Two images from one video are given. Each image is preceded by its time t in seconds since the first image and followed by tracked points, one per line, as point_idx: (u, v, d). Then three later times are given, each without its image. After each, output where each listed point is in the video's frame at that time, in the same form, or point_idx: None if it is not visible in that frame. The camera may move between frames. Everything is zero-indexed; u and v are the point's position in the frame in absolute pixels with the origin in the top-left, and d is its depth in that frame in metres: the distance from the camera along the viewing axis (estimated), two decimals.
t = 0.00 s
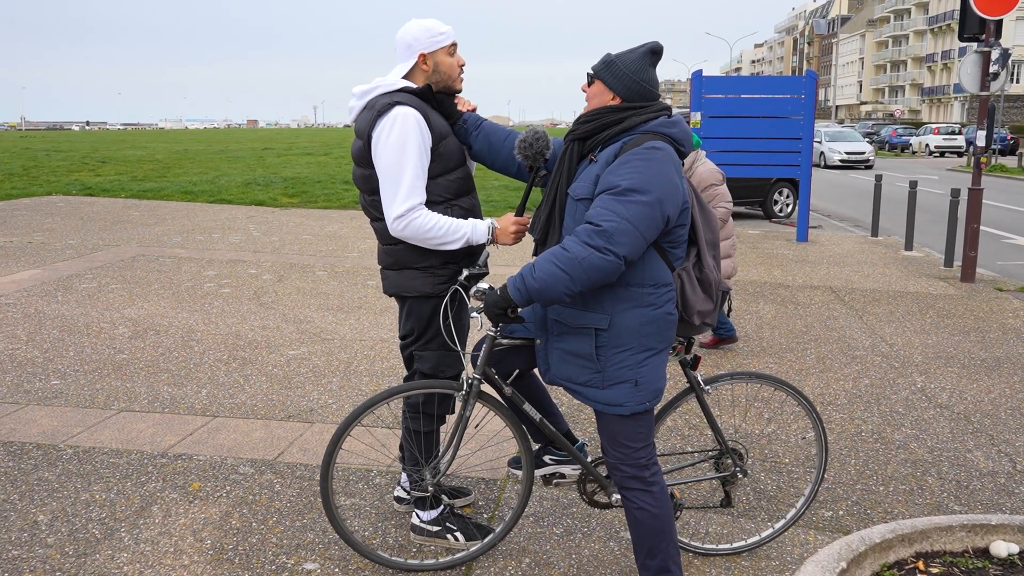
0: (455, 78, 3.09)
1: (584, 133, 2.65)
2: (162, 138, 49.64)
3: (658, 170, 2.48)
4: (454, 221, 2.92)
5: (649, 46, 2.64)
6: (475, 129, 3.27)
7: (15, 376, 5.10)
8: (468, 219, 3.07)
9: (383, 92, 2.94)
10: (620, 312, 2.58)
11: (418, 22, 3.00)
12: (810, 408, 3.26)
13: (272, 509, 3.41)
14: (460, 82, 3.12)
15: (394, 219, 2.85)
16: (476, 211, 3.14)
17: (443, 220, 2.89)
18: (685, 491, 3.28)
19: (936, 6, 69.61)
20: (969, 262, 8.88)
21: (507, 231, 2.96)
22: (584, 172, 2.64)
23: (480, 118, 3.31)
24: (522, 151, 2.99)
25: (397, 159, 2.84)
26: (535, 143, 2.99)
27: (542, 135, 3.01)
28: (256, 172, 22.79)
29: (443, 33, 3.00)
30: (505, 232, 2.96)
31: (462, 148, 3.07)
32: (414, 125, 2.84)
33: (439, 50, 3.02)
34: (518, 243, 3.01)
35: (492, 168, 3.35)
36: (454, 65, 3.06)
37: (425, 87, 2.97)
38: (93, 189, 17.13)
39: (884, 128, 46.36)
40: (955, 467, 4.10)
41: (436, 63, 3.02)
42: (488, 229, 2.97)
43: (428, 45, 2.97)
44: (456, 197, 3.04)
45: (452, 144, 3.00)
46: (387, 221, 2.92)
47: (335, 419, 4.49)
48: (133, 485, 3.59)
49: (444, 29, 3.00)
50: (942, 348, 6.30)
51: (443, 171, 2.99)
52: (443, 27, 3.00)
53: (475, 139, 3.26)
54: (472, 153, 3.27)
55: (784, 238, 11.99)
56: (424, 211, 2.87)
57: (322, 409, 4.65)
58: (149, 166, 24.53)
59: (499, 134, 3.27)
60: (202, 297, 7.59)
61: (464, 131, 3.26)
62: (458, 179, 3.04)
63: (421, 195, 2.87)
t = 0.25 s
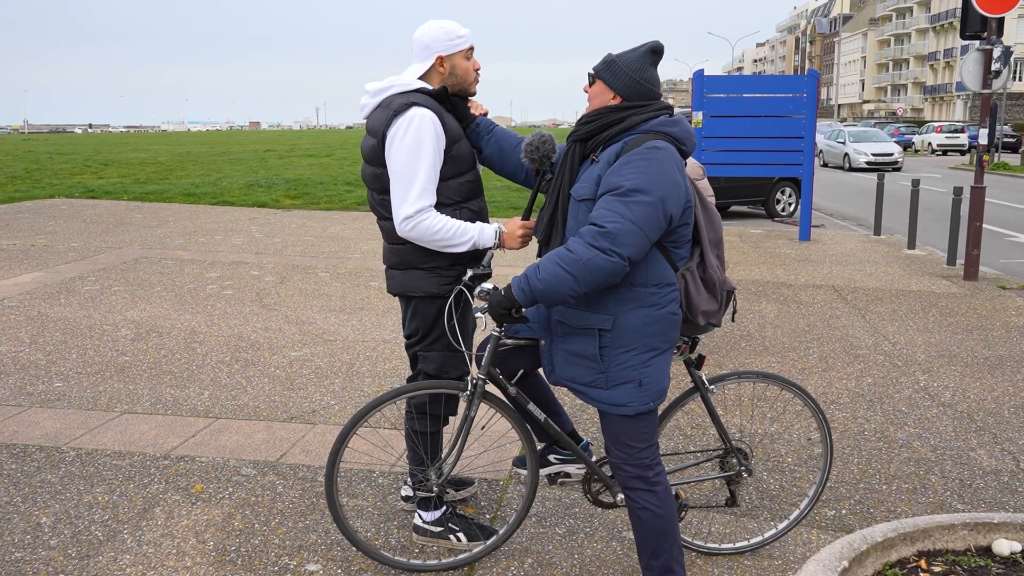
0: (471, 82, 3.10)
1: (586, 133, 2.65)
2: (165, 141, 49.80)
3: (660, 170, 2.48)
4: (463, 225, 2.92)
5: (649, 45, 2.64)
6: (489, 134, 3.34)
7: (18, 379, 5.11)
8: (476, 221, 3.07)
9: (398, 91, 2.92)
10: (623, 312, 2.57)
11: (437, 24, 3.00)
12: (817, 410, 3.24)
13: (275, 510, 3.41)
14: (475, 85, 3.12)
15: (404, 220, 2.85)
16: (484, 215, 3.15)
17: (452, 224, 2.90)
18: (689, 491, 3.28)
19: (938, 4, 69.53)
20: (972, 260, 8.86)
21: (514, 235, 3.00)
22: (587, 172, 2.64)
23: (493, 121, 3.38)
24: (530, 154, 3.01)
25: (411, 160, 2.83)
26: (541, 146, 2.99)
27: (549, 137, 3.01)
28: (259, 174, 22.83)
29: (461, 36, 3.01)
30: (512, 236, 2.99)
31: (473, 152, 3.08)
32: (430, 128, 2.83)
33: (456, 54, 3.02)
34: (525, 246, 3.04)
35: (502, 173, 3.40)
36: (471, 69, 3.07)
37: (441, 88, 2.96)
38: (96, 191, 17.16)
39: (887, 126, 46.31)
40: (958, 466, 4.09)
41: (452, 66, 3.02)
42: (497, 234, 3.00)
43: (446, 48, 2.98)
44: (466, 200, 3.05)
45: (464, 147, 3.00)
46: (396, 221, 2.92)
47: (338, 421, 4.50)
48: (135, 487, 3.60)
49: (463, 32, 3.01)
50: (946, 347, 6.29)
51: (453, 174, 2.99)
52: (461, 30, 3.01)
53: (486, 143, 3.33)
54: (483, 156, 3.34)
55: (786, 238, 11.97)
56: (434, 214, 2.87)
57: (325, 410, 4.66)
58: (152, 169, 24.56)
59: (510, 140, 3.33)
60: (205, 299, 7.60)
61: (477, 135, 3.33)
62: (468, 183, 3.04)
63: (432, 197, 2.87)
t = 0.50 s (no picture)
0: (494, 93, 3.11)
1: (584, 135, 2.65)
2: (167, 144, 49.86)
3: (660, 169, 2.47)
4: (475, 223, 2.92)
5: (644, 44, 2.64)
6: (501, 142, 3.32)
7: (20, 382, 5.12)
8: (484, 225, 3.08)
9: (424, 90, 2.92)
10: (623, 312, 2.57)
11: (470, 32, 3.02)
12: (822, 412, 3.23)
13: (277, 512, 3.42)
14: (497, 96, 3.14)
15: (417, 215, 2.84)
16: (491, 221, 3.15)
17: (465, 223, 2.89)
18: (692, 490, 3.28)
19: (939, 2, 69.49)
20: (974, 259, 8.85)
21: (522, 233, 2.99)
22: (586, 173, 2.64)
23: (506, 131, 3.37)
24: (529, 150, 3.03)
25: (432, 158, 2.83)
26: (544, 142, 3.02)
27: (549, 134, 3.05)
28: (261, 176, 22.85)
29: (493, 48, 3.03)
30: (521, 233, 2.98)
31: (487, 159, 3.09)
32: (453, 128, 2.84)
33: (485, 64, 3.04)
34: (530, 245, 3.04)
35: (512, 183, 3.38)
36: (496, 81, 3.09)
37: (465, 93, 2.97)
38: (98, 194, 17.19)
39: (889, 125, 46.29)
40: (961, 465, 4.09)
41: (480, 75, 3.04)
42: (505, 230, 2.99)
43: (478, 56, 2.99)
44: (477, 205, 3.05)
45: (480, 153, 3.02)
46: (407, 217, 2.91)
47: (340, 422, 4.50)
48: (138, 489, 3.60)
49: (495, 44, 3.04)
50: (948, 345, 6.29)
51: (468, 177, 2.99)
52: (493, 41, 3.03)
53: (500, 150, 3.31)
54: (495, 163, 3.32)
55: (789, 237, 11.96)
56: (447, 212, 2.87)
57: (327, 411, 4.66)
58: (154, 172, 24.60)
59: (521, 149, 3.34)
60: (207, 301, 7.61)
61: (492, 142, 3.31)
62: (480, 188, 3.05)
63: (446, 196, 2.87)
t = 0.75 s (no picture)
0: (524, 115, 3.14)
1: (583, 137, 2.66)
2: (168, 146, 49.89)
3: (659, 169, 2.48)
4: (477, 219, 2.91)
5: (640, 45, 2.65)
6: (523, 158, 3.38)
7: (22, 385, 5.12)
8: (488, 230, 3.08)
9: (461, 90, 2.95)
10: (623, 312, 2.58)
11: (522, 52, 3.05)
12: (823, 411, 3.24)
13: (278, 513, 3.42)
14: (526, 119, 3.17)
15: (420, 201, 2.85)
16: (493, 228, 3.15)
17: (470, 219, 2.89)
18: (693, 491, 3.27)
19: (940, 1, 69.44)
20: (976, 258, 8.84)
21: (518, 234, 2.95)
22: (585, 174, 2.64)
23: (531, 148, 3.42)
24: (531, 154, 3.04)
25: (451, 153, 2.85)
26: (544, 147, 3.04)
27: (549, 139, 3.06)
28: (262, 178, 22.86)
29: (537, 73, 3.05)
30: (516, 234, 2.94)
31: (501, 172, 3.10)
32: (476, 129, 2.86)
33: (525, 86, 3.06)
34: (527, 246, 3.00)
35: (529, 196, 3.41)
36: (530, 104, 3.11)
37: (497, 104, 3.00)
38: (100, 196, 17.21)
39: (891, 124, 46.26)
40: (963, 464, 4.08)
41: (516, 94, 3.06)
42: (502, 231, 2.95)
43: (521, 75, 3.02)
44: (483, 210, 3.05)
45: (496, 163, 3.03)
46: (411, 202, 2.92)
47: (341, 423, 4.50)
48: (139, 491, 3.61)
49: (541, 70, 3.06)
50: (950, 345, 6.28)
51: (481, 181, 3.00)
52: (540, 68, 3.06)
53: (520, 165, 3.35)
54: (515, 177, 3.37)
55: (790, 237, 11.96)
56: (452, 205, 2.87)
57: (328, 413, 4.67)
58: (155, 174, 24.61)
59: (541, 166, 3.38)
60: (209, 303, 7.61)
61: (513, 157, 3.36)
62: (490, 195, 3.05)
63: (455, 192, 2.88)
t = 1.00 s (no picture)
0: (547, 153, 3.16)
1: (580, 139, 2.66)
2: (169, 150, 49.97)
3: (656, 169, 2.48)
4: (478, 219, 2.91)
5: (635, 47, 2.66)
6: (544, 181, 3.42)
7: (24, 388, 5.13)
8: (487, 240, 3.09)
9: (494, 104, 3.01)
10: (623, 314, 2.58)
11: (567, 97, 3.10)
12: (825, 412, 3.22)
13: (279, 515, 3.42)
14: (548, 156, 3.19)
15: (425, 194, 2.88)
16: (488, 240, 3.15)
17: (472, 217, 2.90)
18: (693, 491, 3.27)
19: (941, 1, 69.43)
20: (977, 258, 8.84)
21: (516, 236, 2.93)
22: (584, 177, 2.64)
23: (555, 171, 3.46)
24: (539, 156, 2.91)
25: (466, 154, 2.88)
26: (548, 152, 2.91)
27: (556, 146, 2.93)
28: (263, 181, 22.88)
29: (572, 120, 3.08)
30: (514, 236, 2.92)
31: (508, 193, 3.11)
32: (494, 137, 2.90)
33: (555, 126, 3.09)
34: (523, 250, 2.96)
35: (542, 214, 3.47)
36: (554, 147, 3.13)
37: (523, 127, 3.04)
38: (101, 200, 17.22)
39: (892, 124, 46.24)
40: (964, 464, 4.08)
41: (543, 130, 3.09)
42: (500, 233, 2.93)
43: (553, 113, 3.05)
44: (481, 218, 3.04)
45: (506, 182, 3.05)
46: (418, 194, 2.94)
47: (342, 425, 4.51)
48: (141, 493, 3.61)
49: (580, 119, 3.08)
50: (951, 345, 6.28)
51: (490, 191, 3.01)
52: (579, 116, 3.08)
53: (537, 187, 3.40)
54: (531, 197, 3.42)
55: (791, 237, 11.96)
56: (455, 202, 2.88)
57: (329, 415, 4.67)
58: (156, 177, 24.63)
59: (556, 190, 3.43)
60: (210, 306, 7.62)
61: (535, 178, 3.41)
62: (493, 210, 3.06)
63: (462, 191, 2.89)
